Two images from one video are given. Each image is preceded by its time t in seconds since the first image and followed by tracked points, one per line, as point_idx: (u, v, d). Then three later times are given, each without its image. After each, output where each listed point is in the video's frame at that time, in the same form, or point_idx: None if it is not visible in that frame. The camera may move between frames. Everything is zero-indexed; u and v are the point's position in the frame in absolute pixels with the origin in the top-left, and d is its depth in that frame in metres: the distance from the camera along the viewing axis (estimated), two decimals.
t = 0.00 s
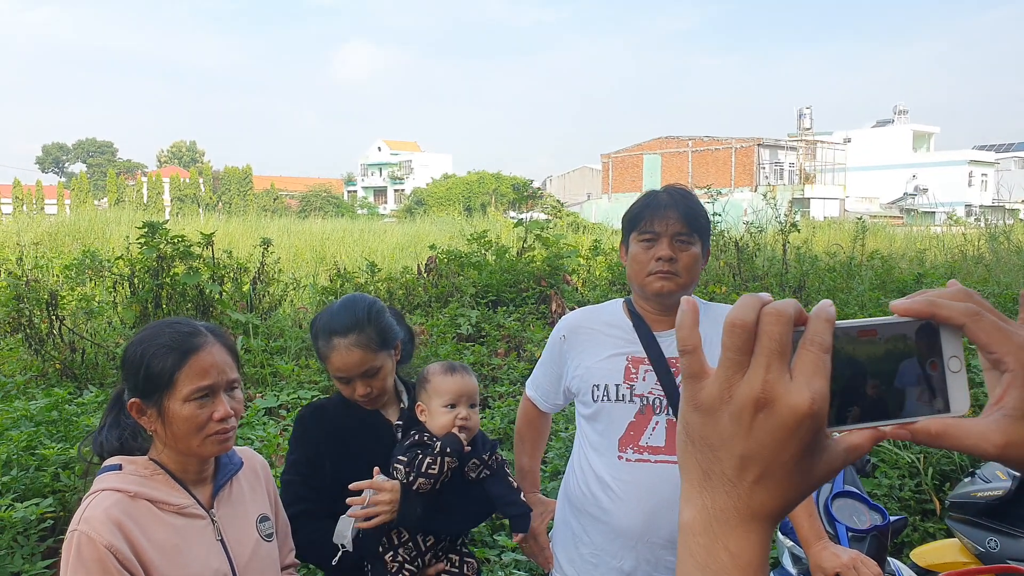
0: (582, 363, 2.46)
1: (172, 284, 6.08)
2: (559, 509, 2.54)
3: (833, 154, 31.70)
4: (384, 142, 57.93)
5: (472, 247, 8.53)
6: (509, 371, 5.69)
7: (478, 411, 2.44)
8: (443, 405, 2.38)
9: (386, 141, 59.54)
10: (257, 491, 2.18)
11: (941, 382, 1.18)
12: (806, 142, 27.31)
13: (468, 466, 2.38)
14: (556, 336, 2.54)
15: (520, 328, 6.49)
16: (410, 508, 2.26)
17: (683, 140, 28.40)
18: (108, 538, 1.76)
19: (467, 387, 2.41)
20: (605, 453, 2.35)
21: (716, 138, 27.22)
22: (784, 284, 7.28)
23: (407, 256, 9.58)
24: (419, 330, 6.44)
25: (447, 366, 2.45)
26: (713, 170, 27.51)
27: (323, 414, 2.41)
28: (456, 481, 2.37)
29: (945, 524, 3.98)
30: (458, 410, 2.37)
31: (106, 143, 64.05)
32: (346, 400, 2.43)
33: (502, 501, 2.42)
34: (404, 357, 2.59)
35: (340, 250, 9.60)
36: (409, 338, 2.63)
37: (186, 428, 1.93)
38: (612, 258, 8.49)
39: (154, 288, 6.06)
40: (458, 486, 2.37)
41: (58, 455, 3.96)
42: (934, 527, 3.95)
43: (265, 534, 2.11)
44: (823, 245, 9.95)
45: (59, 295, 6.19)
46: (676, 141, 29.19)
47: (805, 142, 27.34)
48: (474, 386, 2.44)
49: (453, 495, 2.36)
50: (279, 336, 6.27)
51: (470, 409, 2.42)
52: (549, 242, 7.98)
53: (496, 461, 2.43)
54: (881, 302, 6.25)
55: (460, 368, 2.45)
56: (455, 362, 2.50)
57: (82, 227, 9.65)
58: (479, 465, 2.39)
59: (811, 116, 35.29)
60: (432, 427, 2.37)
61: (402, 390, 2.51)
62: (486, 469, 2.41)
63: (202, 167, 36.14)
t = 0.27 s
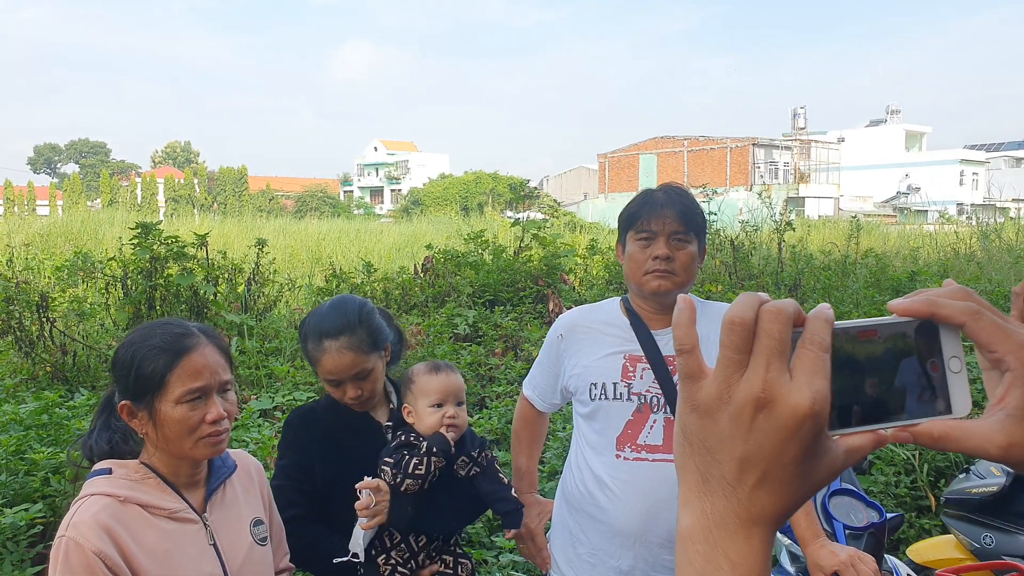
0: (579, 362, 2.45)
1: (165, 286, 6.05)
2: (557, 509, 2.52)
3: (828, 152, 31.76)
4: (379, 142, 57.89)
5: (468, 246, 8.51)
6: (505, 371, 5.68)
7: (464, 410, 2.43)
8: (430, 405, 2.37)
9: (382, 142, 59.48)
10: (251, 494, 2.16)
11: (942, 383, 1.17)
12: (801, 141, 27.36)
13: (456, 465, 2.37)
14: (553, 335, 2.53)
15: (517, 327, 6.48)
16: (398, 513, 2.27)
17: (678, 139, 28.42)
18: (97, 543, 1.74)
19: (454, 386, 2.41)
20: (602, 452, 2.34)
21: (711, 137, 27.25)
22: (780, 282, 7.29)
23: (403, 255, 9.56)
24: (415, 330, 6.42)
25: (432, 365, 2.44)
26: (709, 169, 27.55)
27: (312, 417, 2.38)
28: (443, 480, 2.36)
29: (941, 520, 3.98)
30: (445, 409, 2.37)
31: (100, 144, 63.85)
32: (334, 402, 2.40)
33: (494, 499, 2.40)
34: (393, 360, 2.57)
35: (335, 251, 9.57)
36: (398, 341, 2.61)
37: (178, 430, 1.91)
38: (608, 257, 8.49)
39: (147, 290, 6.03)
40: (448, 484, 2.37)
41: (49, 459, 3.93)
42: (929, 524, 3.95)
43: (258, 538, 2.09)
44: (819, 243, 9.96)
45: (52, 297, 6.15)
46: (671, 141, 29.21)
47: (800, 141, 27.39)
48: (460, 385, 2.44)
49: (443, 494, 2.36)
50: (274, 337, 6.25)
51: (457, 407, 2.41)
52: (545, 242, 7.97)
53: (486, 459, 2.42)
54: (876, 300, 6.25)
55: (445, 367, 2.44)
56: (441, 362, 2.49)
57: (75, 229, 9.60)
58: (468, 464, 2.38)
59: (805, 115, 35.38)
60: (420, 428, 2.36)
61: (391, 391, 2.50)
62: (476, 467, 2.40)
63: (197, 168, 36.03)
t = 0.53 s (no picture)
0: (581, 360, 2.44)
1: (166, 285, 6.04)
2: (557, 509, 2.52)
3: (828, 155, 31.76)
4: (379, 143, 57.92)
5: (469, 247, 8.51)
6: (506, 372, 5.67)
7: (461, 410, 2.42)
8: (426, 406, 2.36)
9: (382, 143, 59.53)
10: (251, 492, 2.15)
11: (960, 380, 1.17)
12: (802, 144, 27.37)
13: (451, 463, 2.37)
14: (554, 334, 2.52)
15: (516, 328, 6.47)
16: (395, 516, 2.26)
17: (678, 141, 28.45)
18: (98, 539, 1.73)
19: (450, 386, 2.40)
20: (603, 451, 2.34)
21: (712, 139, 27.27)
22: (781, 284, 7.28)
23: (403, 256, 9.56)
24: (415, 331, 6.41)
25: (428, 365, 2.43)
26: (709, 171, 27.56)
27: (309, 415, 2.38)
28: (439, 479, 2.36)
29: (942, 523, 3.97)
30: (442, 409, 2.36)
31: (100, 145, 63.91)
32: (330, 401, 2.40)
33: (491, 499, 2.40)
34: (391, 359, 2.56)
35: (335, 251, 9.57)
36: (396, 339, 2.60)
37: (180, 427, 1.90)
38: (609, 258, 8.49)
39: (147, 289, 6.03)
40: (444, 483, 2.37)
41: (50, 456, 3.93)
42: (930, 527, 3.94)
43: (259, 536, 2.08)
44: (819, 246, 9.96)
45: (52, 296, 6.15)
46: (672, 142, 29.22)
47: (800, 143, 27.40)
48: (456, 384, 2.43)
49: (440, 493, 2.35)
50: (274, 336, 6.25)
51: (454, 407, 2.40)
52: (546, 243, 7.97)
53: (481, 459, 2.41)
54: (877, 302, 6.25)
55: (441, 367, 2.43)
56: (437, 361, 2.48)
57: (76, 228, 9.60)
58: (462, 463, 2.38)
59: (806, 117, 35.40)
60: (416, 428, 2.35)
61: (387, 389, 2.49)
62: (471, 466, 2.39)
63: (198, 168, 36.06)
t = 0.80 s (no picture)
0: (584, 360, 2.45)
1: (169, 282, 6.05)
2: (558, 508, 2.52)
3: (831, 157, 31.74)
4: (382, 143, 57.99)
5: (471, 247, 8.52)
6: (508, 371, 5.67)
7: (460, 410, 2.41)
8: (426, 405, 2.34)
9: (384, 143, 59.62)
10: (255, 487, 2.15)
11: (972, 379, 1.18)
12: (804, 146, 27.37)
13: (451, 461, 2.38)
14: (557, 332, 2.53)
15: (518, 328, 6.48)
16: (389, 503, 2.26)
17: (681, 143, 28.45)
18: (105, 531, 1.74)
19: (450, 384, 2.38)
20: (605, 450, 2.34)
21: (714, 141, 27.28)
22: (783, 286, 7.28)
23: (406, 256, 9.57)
24: (417, 330, 6.42)
25: (428, 364, 2.42)
26: (711, 173, 27.55)
27: (312, 411, 2.39)
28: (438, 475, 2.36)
29: (944, 526, 3.97)
30: (442, 408, 2.35)
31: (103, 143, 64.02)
32: (334, 398, 2.41)
33: (490, 496, 2.40)
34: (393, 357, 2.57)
35: (338, 250, 9.58)
36: (399, 337, 2.60)
37: (185, 421, 1.91)
38: (611, 259, 8.49)
39: (150, 286, 6.04)
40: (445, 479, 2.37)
41: (54, 451, 3.93)
42: (932, 530, 3.93)
43: (263, 531, 2.09)
44: (822, 248, 9.96)
45: (56, 292, 6.17)
46: (674, 144, 29.22)
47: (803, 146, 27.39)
48: (455, 383, 2.41)
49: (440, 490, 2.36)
50: (277, 334, 6.26)
51: (454, 405, 2.39)
52: (548, 243, 7.97)
53: (481, 457, 2.42)
54: (879, 304, 6.25)
55: (440, 365, 2.42)
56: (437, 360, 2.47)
57: (80, 225, 9.61)
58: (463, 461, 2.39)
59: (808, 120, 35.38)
60: (417, 427, 2.33)
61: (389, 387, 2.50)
62: (471, 464, 2.40)
63: (200, 167, 36.10)
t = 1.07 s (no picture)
0: (587, 353, 2.45)
1: (173, 273, 6.07)
2: (561, 500, 2.54)
3: (836, 153, 31.64)
4: (386, 136, 57.91)
5: (475, 240, 8.52)
6: (511, 364, 5.68)
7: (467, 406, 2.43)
8: (433, 400, 2.37)
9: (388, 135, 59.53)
10: (261, 476, 2.17)
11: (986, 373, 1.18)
12: (810, 142, 27.27)
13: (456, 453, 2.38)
14: (561, 326, 2.53)
15: (522, 321, 6.48)
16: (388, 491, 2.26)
17: (686, 138, 28.39)
18: (112, 518, 1.75)
19: (457, 381, 2.41)
20: (609, 443, 2.34)
21: (719, 136, 27.21)
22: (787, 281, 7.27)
23: (409, 248, 9.57)
24: (420, 322, 6.43)
25: (435, 359, 2.43)
26: (716, 168, 27.50)
27: (315, 401, 2.39)
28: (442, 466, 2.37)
29: (945, 522, 3.97)
30: (449, 405, 2.37)
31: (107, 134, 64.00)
32: (337, 389, 2.41)
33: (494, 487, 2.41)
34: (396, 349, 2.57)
35: (341, 242, 9.58)
36: (403, 329, 2.60)
37: (193, 409, 1.92)
38: (615, 253, 8.49)
39: (155, 276, 6.06)
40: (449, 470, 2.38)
41: (59, 440, 3.95)
42: (932, 525, 3.94)
43: (268, 519, 2.10)
44: (826, 244, 9.94)
45: (61, 281, 6.18)
46: (679, 138, 29.14)
47: (808, 141, 27.30)
48: (463, 379, 2.44)
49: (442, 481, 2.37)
50: (281, 325, 6.27)
51: (461, 401, 2.41)
52: (552, 237, 7.97)
53: (486, 448, 2.44)
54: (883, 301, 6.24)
55: (449, 360, 2.44)
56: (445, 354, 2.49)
57: (84, 215, 9.63)
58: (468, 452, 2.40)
59: (814, 115, 35.28)
60: (424, 420, 2.36)
61: (393, 379, 2.52)
62: (476, 455, 2.41)
63: (205, 158, 36.08)
